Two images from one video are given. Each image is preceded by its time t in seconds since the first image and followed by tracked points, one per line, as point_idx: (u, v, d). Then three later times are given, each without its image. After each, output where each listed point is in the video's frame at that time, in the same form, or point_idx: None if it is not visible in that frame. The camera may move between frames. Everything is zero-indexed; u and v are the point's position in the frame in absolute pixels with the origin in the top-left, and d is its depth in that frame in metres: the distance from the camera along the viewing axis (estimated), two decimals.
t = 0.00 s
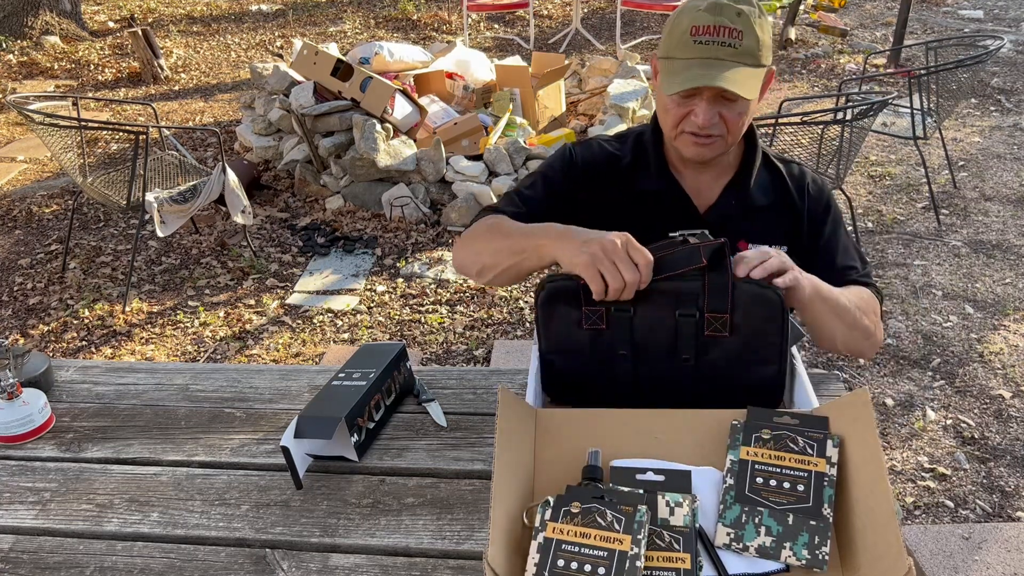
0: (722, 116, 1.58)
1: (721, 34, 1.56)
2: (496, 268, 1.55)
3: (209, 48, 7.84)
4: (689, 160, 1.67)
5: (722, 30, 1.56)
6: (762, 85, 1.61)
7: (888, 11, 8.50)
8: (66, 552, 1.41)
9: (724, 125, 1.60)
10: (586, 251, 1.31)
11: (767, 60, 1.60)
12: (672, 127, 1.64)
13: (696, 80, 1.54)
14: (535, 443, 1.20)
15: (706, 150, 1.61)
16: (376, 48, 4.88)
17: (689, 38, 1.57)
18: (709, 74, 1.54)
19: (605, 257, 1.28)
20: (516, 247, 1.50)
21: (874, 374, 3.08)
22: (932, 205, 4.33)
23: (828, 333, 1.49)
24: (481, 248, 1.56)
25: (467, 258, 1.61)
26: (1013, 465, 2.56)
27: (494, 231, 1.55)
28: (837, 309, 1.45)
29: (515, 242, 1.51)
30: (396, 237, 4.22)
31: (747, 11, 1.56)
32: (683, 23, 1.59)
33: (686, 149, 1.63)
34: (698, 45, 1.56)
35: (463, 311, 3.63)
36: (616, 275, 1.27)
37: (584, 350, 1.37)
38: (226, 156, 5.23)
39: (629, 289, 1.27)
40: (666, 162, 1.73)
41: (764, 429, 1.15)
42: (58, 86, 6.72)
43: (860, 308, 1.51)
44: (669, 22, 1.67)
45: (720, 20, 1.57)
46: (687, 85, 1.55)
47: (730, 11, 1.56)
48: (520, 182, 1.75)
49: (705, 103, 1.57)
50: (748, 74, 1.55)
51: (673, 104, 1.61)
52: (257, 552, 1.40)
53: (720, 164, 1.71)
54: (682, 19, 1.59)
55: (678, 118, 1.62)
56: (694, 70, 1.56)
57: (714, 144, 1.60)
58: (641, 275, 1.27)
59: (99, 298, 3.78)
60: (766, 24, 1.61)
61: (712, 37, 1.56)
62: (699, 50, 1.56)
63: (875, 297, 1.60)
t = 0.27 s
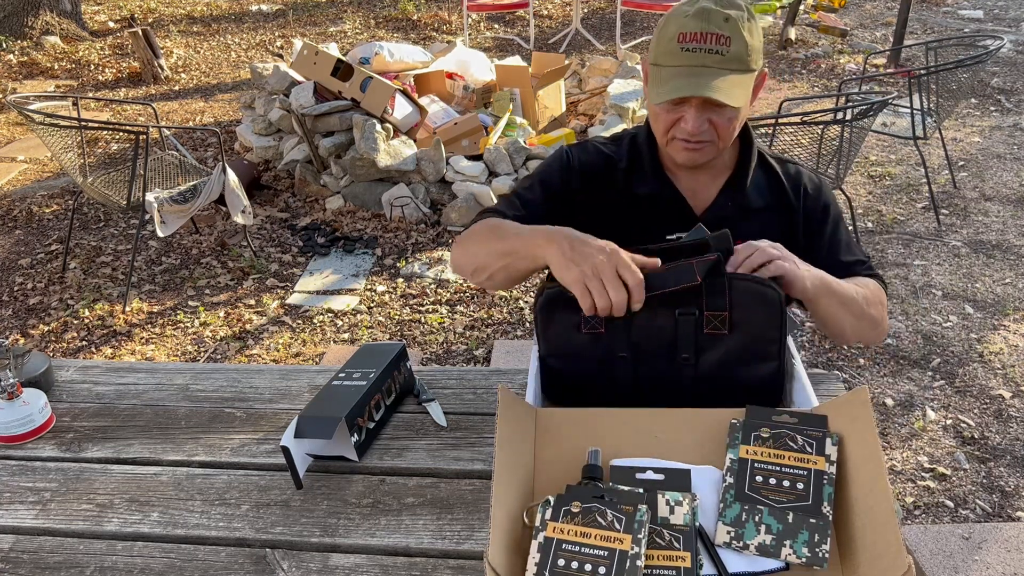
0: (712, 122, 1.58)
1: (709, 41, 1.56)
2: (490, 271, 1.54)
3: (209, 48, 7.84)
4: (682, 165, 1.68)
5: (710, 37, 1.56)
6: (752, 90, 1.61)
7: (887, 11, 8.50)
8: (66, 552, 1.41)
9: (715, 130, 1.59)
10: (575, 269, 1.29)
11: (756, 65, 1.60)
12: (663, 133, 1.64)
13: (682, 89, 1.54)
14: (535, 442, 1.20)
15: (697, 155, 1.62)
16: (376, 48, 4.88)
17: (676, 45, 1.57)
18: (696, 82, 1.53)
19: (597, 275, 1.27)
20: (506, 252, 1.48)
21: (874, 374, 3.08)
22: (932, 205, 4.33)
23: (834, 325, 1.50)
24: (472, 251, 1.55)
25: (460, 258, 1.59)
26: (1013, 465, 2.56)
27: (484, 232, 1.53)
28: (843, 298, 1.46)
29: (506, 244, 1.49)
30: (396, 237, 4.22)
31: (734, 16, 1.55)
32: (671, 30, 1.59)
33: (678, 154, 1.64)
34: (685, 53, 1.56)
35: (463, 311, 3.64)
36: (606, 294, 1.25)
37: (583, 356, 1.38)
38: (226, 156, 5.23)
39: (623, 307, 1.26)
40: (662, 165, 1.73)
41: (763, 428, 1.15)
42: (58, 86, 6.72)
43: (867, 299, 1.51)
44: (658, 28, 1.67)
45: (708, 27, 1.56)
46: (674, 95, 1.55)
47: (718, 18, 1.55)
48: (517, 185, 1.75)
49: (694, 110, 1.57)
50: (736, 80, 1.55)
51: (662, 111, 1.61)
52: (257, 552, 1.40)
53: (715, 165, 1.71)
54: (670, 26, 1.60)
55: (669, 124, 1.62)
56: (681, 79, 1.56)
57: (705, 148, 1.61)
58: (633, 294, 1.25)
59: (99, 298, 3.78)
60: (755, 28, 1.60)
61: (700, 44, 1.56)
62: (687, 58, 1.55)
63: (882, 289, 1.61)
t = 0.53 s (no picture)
0: (715, 136, 1.58)
1: (710, 59, 1.55)
2: (482, 274, 1.57)
3: (209, 48, 7.84)
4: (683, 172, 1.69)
5: (711, 56, 1.55)
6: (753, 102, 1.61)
7: (887, 11, 8.50)
8: (66, 552, 1.41)
9: (716, 144, 1.60)
10: (565, 286, 1.31)
11: (758, 78, 1.59)
12: (665, 144, 1.65)
13: (682, 111, 1.56)
14: (535, 440, 1.20)
15: (697, 164, 1.63)
16: (376, 48, 4.88)
17: (677, 63, 1.57)
18: (696, 104, 1.54)
19: (585, 297, 1.28)
20: (501, 260, 1.50)
21: (874, 374, 3.08)
22: (932, 205, 4.33)
23: (842, 319, 1.49)
24: (469, 253, 1.58)
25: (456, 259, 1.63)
26: (1013, 465, 2.56)
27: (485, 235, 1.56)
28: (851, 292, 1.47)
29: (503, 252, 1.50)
30: (396, 237, 4.22)
31: (737, 31, 1.53)
32: (671, 45, 1.57)
33: (679, 163, 1.65)
34: (686, 71, 1.56)
35: (463, 311, 3.64)
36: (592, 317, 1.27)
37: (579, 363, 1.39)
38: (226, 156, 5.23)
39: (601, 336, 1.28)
40: (664, 167, 1.73)
41: (763, 428, 1.15)
42: (58, 86, 6.72)
43: (873, 291, 1.52)
44: (659, 35, 1.64)
45: (710, 44, 1.54)
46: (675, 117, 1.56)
47: (720, 34, 1.53)
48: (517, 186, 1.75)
49: (696, 127, 1.57)
50: (739, 99, 1.55)
51: (662, 126, 1.61)
52: (257, 552, 1.40)
53: (717, 169, 1.72)
54: (670, 41, 1.58)
55: (670, 136, 1.62)
56: (683, 99, 1.56)
57: (706, 159, 1.62)
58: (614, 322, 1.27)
59: (99, 298, 3.78)
60: (759, 36, 1.57)
61: (701, 63, 1.55)
62: (688, 78, 1.56)
63: (890, 277, 1.61)
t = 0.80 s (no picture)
0: (725, 135, 1.59)
1: (718, 58, 1.55)
2: (484, 276, 1.60)
3: (209, 48, 7.84)
4: (688, 172, 1.70)
5: (720, 54, 1.55)
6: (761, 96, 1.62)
7: (887, 11, 8.50)
8: (66, 552, 1.41)
9: (726, 142, 1.61)
10: (571, 287, 1.34)
11: (764, 73, 1.60)
12: (674, 146, 1.64)
13: (696, 112, 1.55)
14: (535, 438, 1.20)
15: (706, 164, 1.64)
16: (376, 48, 4.88)
17: (686, 65, 1.56)
18: (710, 105, 1.54)
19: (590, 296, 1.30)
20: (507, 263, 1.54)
21: (874, 374, 3.08)
22: (932, 205, 4.33)
23: (839, 323, 1.56)
24: (477, 254, 1.62)
25: (460, 259, 1.67)
26: (1013, 465, 2.56)
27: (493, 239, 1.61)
28: (844, 298, 1.54)
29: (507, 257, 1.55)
30: (396, 237, 4.22)
31: (742, 29, 1.54)
32: (678, 46, 1.57)
33: (687, 163, 1.66)
34: (695, 72, 1.55)
35: (463, 311, 3.64)
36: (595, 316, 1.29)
37: (577, 367, 1.39)
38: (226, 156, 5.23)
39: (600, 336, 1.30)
40: (666, 167, 1.73)
41: (764, 428, 1.15)
42: (58, 86, 6.72)
43: (868, 295, 1.58)
44: (661, 36, 1.63)
45: (717, 43, 1.54)
46: (689, 119, 1.55)
47: (727, 32, 1.53)
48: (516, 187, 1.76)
49: (707, 128, 1.57)
50: (750, 96, 1.56)
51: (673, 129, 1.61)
52: (257, 552, 1.40)
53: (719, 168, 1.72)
54: (676, 43, 1.57)
55: (680, 139, 1.61)
56: (695, 99, 1.56)
57: (715, 159, 1.63)
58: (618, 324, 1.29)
59: (99, 298, 3.78)
60: (762, 33, 1.59)
61: (710, 63, 1.55)
62: (699, 78, 1.55)
63: (888, 280, 1.67)
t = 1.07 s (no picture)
0: (729, 132, 1.59)
1: (721, 55, 1.56)
2: (485, 284, 1.60)
3: (209, 48, 7.85)
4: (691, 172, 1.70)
5: (722, 51, 1.56)
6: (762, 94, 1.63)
7: (887, 11, 8.50)
8: (66, 552, 1.41)
9: (730, 139, 1.61)
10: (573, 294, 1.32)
11: (767, 71, 1.60)
12: (677, 145, 1.64)
13: (701, 108, 1.54)
14: (535, 437, 1.21)
15: (709, 162, 1.64)
16: (376, 48, 4.88)
17: (688, 62, 1.56)
18: (714, 100, 1.54)
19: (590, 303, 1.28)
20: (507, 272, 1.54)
21: (874, 374, 3.08)
22: (932, 205, 4.33)
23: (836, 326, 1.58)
24: (480, 261, 1.62)
25: (464, 265, 1.68)
26: (1013, 465, 2.56)
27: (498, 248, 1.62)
28: (843, 302, 1.56)
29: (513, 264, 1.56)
30: (396, 237, 4.22)
31: (743, 26, 1.56)
32: (681, 44, 1.57)
33: (691, 163, 1.65)
34: (699, 69, 1.55)
35: (463, 311, 3.64)
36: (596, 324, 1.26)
37: (578, 375, 1.38)
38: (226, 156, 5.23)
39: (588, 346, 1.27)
40: (666, 167, 1.74)
41: (763, 428, 1.15)
42: (58, 86, 6.72)
43: (864, 297, 1.62)
44: (661, 39, 1.64)
45: (719, 40, 1.55)
46: (694, 115, 1.54)
47: (728, 29, 1.55)
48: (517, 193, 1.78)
49: (711, 124, 1.56)
50: (753, 91, 1.57)
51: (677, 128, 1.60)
52: (257, 552, 1.40)
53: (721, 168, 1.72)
54: (678, 41, 1.58)
55: (684, 137, 1.61)
56: (699, 95, 1.56)
57: (719, 157, 1.63)
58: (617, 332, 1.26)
59: (99, 298, 3.78)
60: (761, 32, 1.61)
61: (713, 59, 1.56)
62: (704, 74, 1.55)
63: (886, 282, 1.69)
